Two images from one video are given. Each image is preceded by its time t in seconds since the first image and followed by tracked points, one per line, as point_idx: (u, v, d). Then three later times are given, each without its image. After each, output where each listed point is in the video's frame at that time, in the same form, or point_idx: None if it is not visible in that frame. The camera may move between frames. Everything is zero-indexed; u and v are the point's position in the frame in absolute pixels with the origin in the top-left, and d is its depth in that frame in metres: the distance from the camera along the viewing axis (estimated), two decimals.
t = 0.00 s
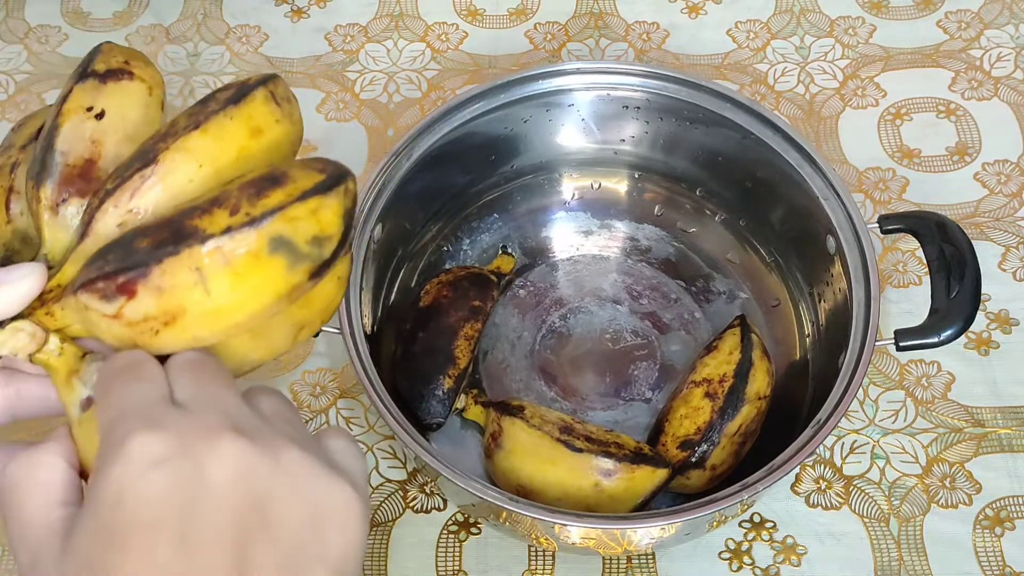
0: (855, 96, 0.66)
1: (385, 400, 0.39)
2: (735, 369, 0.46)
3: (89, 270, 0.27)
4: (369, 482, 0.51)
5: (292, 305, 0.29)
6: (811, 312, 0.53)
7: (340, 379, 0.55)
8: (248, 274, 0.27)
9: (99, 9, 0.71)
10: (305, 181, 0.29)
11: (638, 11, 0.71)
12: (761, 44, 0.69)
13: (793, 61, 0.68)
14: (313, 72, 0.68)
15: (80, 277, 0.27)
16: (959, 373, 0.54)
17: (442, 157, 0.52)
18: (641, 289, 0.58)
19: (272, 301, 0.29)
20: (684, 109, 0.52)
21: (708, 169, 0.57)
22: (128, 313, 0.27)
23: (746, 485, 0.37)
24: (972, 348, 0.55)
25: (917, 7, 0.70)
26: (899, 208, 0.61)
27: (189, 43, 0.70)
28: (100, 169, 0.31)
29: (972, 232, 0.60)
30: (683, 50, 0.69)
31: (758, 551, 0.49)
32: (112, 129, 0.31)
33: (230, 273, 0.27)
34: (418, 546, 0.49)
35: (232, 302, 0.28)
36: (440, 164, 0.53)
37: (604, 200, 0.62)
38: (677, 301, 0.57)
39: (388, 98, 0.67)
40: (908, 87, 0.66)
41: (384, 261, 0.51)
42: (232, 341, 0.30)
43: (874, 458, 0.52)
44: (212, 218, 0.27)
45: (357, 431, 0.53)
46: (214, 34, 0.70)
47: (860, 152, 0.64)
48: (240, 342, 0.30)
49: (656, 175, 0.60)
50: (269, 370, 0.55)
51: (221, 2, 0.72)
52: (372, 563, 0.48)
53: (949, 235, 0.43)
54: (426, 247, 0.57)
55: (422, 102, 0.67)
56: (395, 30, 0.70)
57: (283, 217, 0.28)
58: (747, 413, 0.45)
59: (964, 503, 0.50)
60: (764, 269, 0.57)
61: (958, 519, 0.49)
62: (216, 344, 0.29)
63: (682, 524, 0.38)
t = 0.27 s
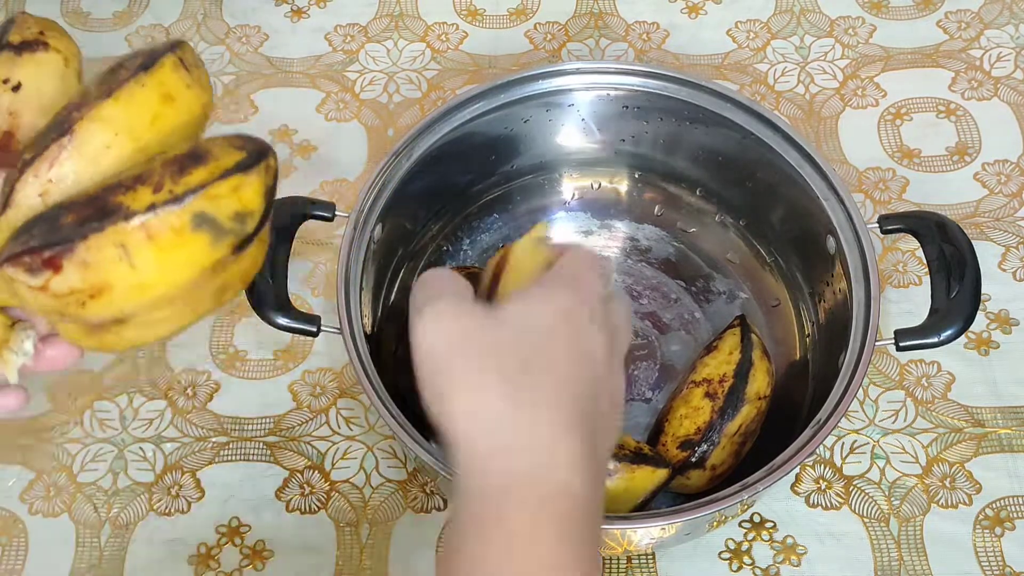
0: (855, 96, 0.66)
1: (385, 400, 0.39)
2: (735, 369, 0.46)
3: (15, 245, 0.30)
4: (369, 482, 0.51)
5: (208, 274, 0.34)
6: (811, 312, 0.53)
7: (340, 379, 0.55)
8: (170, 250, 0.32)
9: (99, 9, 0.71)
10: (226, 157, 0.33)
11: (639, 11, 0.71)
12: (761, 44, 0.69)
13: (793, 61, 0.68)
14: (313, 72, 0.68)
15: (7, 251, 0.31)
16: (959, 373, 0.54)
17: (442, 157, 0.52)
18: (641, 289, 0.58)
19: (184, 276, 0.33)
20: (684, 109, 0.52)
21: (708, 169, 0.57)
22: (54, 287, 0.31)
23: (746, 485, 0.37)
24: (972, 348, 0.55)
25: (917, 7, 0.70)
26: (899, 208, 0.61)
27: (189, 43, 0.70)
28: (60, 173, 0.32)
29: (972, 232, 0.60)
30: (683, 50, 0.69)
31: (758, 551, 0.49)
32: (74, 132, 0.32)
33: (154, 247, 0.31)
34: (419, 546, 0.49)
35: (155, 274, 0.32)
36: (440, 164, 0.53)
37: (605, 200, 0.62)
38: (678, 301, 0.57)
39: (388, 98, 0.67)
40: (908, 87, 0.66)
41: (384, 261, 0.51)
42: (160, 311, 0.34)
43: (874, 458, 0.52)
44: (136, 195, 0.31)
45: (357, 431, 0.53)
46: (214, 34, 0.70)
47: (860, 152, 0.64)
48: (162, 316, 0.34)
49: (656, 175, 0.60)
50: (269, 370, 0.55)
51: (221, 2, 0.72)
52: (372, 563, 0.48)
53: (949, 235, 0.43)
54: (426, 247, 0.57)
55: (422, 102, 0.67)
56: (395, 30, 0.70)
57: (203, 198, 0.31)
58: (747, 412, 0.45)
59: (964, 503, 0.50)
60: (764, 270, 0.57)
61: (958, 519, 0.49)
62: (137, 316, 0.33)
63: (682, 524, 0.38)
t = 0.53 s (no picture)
0: (855, 96, 0.66)
1: (385, 400, 0.39)
2: (735, 369, 0.46)
3: (48, 280, 0.28)
4: (369, 482, 0.51)
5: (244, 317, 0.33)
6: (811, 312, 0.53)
7: (340, 379, 0.55)
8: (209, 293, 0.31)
9: (99, 9, 0.71)
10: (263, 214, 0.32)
11: (638, 11, 0.71)
12: (761, 44, 0.69)
13: (793, 61, 0.68)
14: (313, 72, 0.68)
15: (37, 287, 0.28)
16: (959, 373, 0.54)
17: (442, 157, 0.52)
18: (641, 289, 0.58)
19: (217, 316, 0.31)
20: (684, 109, 0.52)
21: (708, 168, 0.57)
22: (86, 325, 0.29)
23: (746, 485, 0.37)
24: (972, 348, 0.55)
25: (917, 7, 0.70)
26: (899, 208, 0.61)
27: (190, 43, 0.70)
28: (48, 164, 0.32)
29: (972, 232, 0.60)
30: (683, 50, 0.69)
31: (758, 551, 0.49)
32: (58, 123, 0.32)
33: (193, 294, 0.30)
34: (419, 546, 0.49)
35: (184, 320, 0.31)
36: (440, 164, 0.53)
37: (604, 200, 0.62)
38: (678, 301, 0.57)
39: (388, 98, 0.67)
40: (908, 87, 0.66)
41: (384, 261, 0.51)
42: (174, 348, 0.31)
43: (874, 458, 0.52)
44: (176, 239, 0.29)
45: (357, 431, 0.53)
46: (214, 34, 0.70)
47: (860, 152, 0.64)
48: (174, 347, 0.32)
49: (657, 175, 0.60)
50: (269, 370, 0.55)
51: (221, 2, 0.72)
52: (372, 563, 0.48)
53: (949, 235, 0.43)
54: (426, 247, 0.57)
55: (422, 102, 0.67)
56: (395, 30, 0.70)
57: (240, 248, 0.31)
58: (747, 412, 0.45)
59: (964, 503, 0.50)
60: (764, 270, 0.57)
61: (958, 519, 0.49)
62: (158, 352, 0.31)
63: (682, 524, 0.38)
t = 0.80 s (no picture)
0: (855, 96, 0.66)
1: (385, 401, 0.39)
2: (735, 369, 0.46)
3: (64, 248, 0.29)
4: (369, 482, 0.51)
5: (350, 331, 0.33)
6: (811, 312, 0.53)
7: (340, 379, 0.55)
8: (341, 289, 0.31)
9: (99, 9, 0.71)
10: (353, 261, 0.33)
11: (638, 11, 0.71)
12: (761, 44, 0.69)
13: (793, 61, 0.68)
14: (313, 72, 0.68)
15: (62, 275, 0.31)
16: (959, 373, 0.54)
17: (442, 157, 0.52)
18: (641, 289, 0.58)
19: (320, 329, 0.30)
20: (684, 109, 0.52)
21: (708, 169, 0.57)
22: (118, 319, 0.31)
23: (746, 485, 0.37)
24: (972, 348, 0.55)
25: (917, 7, 0.70)
26: (899, 208, 0.61)
27: (190, 43, 0.70)
28: (122, 189, 0.29)
29: (972, 232, 0.60)
30: (683, 50, 0.69)
31: (758, 551, 0.49)
32: (129, 147, 0.30)
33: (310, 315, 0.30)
34: (419, 546, 0.49)
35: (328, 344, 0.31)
36: (440, 164, 0.53)
37: (604, 200, 0.62)
38: (677, 301, 0.57)
39: (389, 98, 0.67)
40: (908, 87, 0.66)
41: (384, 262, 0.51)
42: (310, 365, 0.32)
43: (874, 458, 0.52)
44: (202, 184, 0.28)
45: (357, 431, 0.53)
46: (214, 35, 0.70)
47: (860, 152, 0.64)
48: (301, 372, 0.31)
49: (657, 175, 0.60)
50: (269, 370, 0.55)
51: (221, 2, 0.72)
52: (372, 563, 0.48)
53: (948, 235, 0.43)
54: (426, 247, 0.57)
55: (422, 102, 0.67)
56: (395, 30, 0.70)
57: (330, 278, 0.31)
58: (747, 412, 0.45)
59: (964, 503, 0.50)
60: (764, 270, 0.57)
61: (958, 519, 0.49)
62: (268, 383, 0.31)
63: (682, 524, 0.38)
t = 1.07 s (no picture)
0: (855, 96, 0.66)
1: (385, 401, 0.39)
2: (735, 369, 0.46)
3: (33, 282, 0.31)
4: (369, 482, 0.51)
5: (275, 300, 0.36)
6: (812, 312, 0.53)
7: (340, 379, 0.55)
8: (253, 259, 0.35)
9: (99, 9, 0.71)
10: (262, 238, 0.36)
11: (638, 11, 0.71)
12: (761, 44, 0.69)
13: (793, 61, 0.68)
14: (313, 72, 0.68)
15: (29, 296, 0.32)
16: (959, 373, 0.54)
17: (442, 157, 0.52)
18: (641, 289, 0.58)
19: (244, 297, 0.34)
20: (684, 109, 0.52)
21: (708, 168, 0.57)
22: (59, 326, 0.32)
23: (746, 485, 0.37)
24: (972, 348, 0.55)
25: (917, 7, 0.70)
26: (899, 208, 0.61)
27: (189, 43, 0.70)
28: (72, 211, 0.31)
29: (972, 232, 0.60)
30: (683, 50, 0.69)
31: (758, 551, 0.49)
32: (77, 168, 0.31)
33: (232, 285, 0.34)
34: (419, 546, 0.49)
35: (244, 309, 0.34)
36: (440, 164, 0.53)
37: (604, 200, 0.62)
38: (678, 301, 0.57)
39: (388, 98, 0.67)
40: (908, 87, 0.66)
41: (384, 261, 0.51)
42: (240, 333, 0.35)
43: (874, 458, 0.52)
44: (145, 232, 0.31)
45: (357, 431, 0.53)
46: (214, 35, 0.70)
47: (860, 152, 0.64)
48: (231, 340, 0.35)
49: (657, 175, 0.60)
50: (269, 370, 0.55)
51: (221, 2, 0.72)
52: (372, 563, 0.48)
53: (949, 235, 0.43)
54: (426, 247, 0.57)
55: (422, 102, 0.67)
56: (395, 30, 0.70)
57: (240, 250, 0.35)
58: (747, 412, 0.45)
59: (964, 503, 0.50)
60: (765, 270, 0.57)
61: (958, 519, 0.49)
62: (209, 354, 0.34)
63: (682, 524, 0.38)
